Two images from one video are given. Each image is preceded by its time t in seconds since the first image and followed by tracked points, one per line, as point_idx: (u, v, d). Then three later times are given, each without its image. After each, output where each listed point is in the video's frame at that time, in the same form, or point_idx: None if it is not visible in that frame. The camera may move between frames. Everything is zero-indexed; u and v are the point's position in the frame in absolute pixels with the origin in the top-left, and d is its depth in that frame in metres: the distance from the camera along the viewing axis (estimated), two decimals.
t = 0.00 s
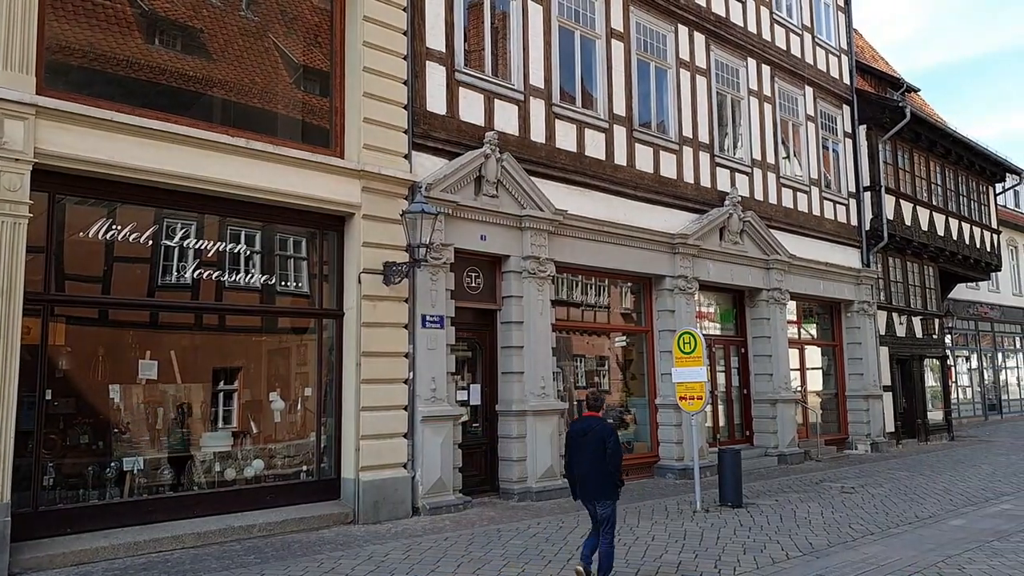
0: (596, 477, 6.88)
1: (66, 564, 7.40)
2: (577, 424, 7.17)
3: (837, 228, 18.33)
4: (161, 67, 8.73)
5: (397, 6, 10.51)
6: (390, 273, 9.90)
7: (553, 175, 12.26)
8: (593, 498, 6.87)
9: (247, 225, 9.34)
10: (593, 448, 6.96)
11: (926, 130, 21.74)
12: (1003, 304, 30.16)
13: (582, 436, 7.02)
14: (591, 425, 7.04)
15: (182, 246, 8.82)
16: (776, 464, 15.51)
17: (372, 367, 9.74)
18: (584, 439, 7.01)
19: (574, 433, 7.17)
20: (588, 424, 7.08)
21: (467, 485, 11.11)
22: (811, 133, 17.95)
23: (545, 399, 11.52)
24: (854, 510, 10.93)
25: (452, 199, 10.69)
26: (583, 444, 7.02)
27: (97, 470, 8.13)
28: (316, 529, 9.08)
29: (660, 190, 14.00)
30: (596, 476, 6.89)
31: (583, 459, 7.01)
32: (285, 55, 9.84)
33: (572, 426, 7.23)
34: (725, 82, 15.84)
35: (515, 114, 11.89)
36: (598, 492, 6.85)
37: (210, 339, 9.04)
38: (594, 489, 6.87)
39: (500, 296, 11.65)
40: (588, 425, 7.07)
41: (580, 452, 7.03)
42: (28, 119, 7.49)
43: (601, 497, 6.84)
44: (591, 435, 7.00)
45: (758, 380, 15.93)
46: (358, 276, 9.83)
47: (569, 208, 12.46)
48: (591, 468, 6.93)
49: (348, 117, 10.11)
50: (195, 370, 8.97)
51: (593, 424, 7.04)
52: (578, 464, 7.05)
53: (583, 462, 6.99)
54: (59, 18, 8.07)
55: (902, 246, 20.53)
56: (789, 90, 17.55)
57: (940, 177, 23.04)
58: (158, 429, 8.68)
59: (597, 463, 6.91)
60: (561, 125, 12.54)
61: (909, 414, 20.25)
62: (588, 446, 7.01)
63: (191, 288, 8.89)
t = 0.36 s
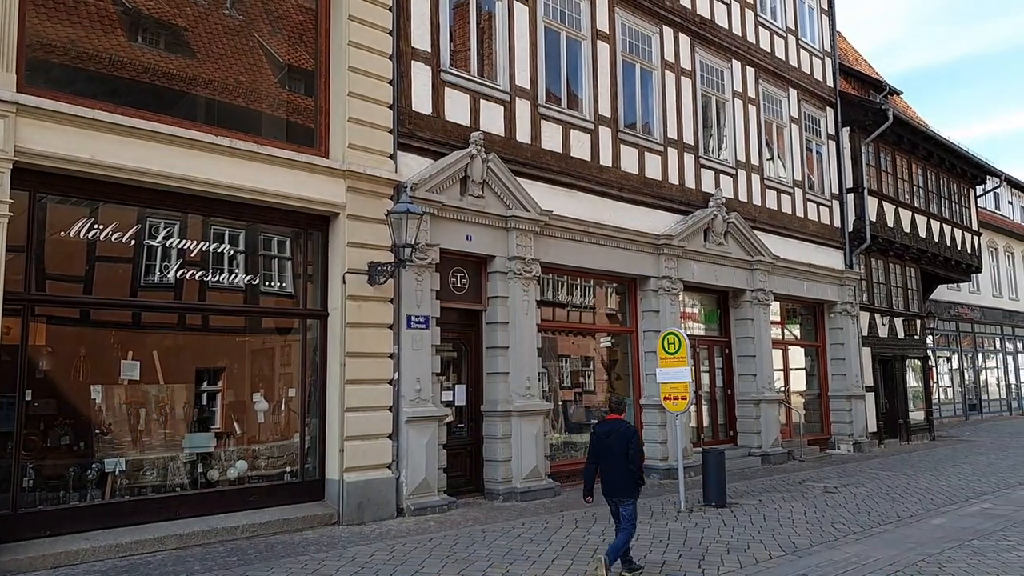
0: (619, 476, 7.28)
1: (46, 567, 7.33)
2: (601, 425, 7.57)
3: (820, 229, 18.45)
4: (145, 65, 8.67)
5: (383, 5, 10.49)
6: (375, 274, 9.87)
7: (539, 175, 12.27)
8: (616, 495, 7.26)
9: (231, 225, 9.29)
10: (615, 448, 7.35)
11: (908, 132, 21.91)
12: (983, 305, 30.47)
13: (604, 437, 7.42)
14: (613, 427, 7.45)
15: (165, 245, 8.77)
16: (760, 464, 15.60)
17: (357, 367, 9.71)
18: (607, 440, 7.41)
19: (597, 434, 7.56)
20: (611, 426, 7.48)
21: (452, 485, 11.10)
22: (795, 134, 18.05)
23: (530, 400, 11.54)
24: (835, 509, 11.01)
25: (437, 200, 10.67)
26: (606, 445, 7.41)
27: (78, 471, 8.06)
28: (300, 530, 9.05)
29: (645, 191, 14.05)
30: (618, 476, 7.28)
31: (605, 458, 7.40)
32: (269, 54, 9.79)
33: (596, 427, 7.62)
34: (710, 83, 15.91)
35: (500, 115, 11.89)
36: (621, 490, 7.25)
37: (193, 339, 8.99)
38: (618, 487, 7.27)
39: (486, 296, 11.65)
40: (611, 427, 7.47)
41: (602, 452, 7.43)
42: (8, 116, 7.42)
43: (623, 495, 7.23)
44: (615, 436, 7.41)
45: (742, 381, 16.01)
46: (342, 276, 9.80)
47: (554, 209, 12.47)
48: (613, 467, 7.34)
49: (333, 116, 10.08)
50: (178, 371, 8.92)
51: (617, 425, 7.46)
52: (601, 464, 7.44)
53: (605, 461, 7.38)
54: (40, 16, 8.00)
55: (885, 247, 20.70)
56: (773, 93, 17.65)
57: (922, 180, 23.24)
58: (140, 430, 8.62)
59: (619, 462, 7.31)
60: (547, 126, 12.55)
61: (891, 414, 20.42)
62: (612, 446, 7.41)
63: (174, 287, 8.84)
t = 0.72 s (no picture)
0: (637, 472, 7.47)
1: (26, 569, 7.27)
2: (621, 423, 7.75)
3: (804, 230, 18.57)
4: (128, 63, 8.61)
5: (368, 4, 10.46)
6: (360, 274, 9.85)
7: (524, 175, 12.27)
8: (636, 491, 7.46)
9: (215, 224, 9.24)
10: (635, 446, 7.54)
11: (890, 134, 22.08)
12: (963, 306, 30.78)
13: (624, 435, 7.60)
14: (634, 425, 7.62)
15: (147, 245, 8.71)
16: (744, 464, 15.67)
17: (342, 368, 9.68)
18: (628, 438, 7.59)
19: (617, 431, 7.74)
20: (632, 425, 7.66)
21: (437, 486, 11.09)
22: (779, 136, 18.16)
23: (515, 400, 11.54)
24: (818, 509, 11.08)
25: (423, 199, 10.66)
26: (626, 443, 7.58)
27: (59, 472, 7.99)
28: (284, 531, 9.01)
29: (630, 191, 14.09)
30: (637, 472, 7.47)
31: (625, 455, 7.58)
32: (254, 53, 9.74)
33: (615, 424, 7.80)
34: (695, 85, 15.97)
35: (486, 115, 11.88)
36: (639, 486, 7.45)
37: (177, 339, 8.94)
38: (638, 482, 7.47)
39: (471, 296, 11.64)
40: (633, 426, 7.65)
41: (622, 449, 7.60)
42: None
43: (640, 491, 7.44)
44: (635, 435, 7.58)
45: (726, 381, 16.08)
46: (327, 276, 9.77)
47: (540, 209, 12.48)
48: (632, 464, 7.52)
49: (318, 116, 10.05)
50: (160, 371, 8.86)
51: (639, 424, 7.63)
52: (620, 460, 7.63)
53: (625, 458, 7.56)
54: (21, 13, 7.92)
55: (867, 248, 20.85)
56: (757, 94, 17.74)
57: (904, 182, 23.44)
58: (122, 431, 8.56)
59: (638, 459, 7.50)
60: (532, 126, 12.56)
61: (873, 414, 20.58)
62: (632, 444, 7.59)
63: (157, 287, 8.78)
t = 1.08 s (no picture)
0: (654, 463, 8.01)
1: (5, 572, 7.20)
2: (640, 418, 8.37)
3: (787, 231, 18.68)
4: (110, 61, 8.54)
5: (353, 4, 10.43)
6: (344, 274, 9.82)
7: (509, 176, 12.27)
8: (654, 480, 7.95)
9: (198, 224, 9.18)
10: (655, 438, 8.12)
11: (873, 136, 22.25)
12: (944, 307, 31.06)
13: (644, 428, 8.21)
14: (653, 419, 8.24)
15: (129, 244, 8.64)
16: (727, 464, 15.75)
17: (326, 368, 9.65)
18: (647, 431, 8.20)
19: (637, 425, 8.35)
20: (650, 419, 8.28)
21: (421, 487, 11.07)
22: (763, 138, 18.26)
23: (500, 401, 11.54)
24: (801, 508, 11.15)
25: (408, 200, 10.64)
26: (645, 436, 8.19)
27: (39, 474, 7.93)
28: (267, 533, 8.97)
29: (615, 193, 14.12)
30: (654, 462, 8.02)
31: (643, 447, 8.17)
32: (238, 51, 9.68)
33: (635, 421, 8.42)
34: (679, 86, 16.03)
35: (472, 115, 11.87)
36: (655, 476, 7.97)
37: (159, 339, 8.88)
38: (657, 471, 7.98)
39: (456, 297, 11.63)
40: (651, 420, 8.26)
41: (641, 442, 8.20)
42: None
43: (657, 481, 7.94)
44: (654, 428, 8.20)
45: (710, 381, 16.16)
46: (311, 276, 9.73)
47: (525, 210, 12.49)
48: (650, 455, 8.07)
49: (302, 115, 10.01)
50: (143, 372, 8.80)
51: (657, 418, 8.26)
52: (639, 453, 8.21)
53: (643, 449, 8.15)
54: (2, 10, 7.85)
55: (850, 249, 21.00)
56: (741, 96, 17.83)
57: (886, 184, 23.62)
58: (103, 432, 8.50)
59: (655, 451, 8.07)
60: (518, 127, 12.56)
61: (856, 414, 20.74)
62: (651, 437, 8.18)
63: (139, 287, 8.71)
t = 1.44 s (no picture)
0: (664, 458, 8.56)
1: None
2: (650, 417, 8.91)
3: (772, 233, 18.78)
4: (93, 59, 8.48)
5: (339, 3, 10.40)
6: (329, 274, 9.79)
7: (496, 176, 12.27)
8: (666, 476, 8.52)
9: (182, 223, 9.13)
10: (663, 436, 8.68)
11: (857, 138, 22.40)
12: (927, 308, 31.30)
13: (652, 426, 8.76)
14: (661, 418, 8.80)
15: (113, 244, 8.58)
16: (712, 464, 15.82)
17: (311, 369, 9.61)
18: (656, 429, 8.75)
19: (647, 425, 8.91)
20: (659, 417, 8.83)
21: (406, 487, 11.05)
22: (748, 139, 18.34)
23: (486, 401, 11.53)
24: (786, 508, 11.21)
25: (394, 200, 10.62)
26: (655, 434, 8.74)
27: (20, 475, 7.86)
28: (251, 533, 8.93)
29: (601, 193, 14.15)
30: (664, 458, 8.57)
31: (653, 445, 8.72)
32: (223, 50, 9.63)
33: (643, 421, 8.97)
34: (665, 87, 16.08)
35: (458, 115, 11.86)
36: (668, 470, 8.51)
37: (143, 339, 8.83)
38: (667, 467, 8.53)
39: (443, 297, 11.62)
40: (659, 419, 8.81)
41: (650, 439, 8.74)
42: None
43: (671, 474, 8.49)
44: (663, 426, 8.76)
45: (695, 381, 16.21)
46: (296, 276, 9.70)
47: (511, 210, 12.50)
48: (661, 452, 8.63)
49: (287, 115, 9.97)
50: (126, 372, 8.75)
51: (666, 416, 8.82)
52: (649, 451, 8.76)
53: (652, 446, 8.70)
54: None
55: (834, 251, 21.13)
56: (727, 98, 17.90)
57: (870, 185, 23.78)
58: (86, 433, 8.44)
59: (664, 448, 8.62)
60: (504, 127, 12.56)
61: (840, 414, 20.88)
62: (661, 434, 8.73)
63: (122, 287, 8.65)
